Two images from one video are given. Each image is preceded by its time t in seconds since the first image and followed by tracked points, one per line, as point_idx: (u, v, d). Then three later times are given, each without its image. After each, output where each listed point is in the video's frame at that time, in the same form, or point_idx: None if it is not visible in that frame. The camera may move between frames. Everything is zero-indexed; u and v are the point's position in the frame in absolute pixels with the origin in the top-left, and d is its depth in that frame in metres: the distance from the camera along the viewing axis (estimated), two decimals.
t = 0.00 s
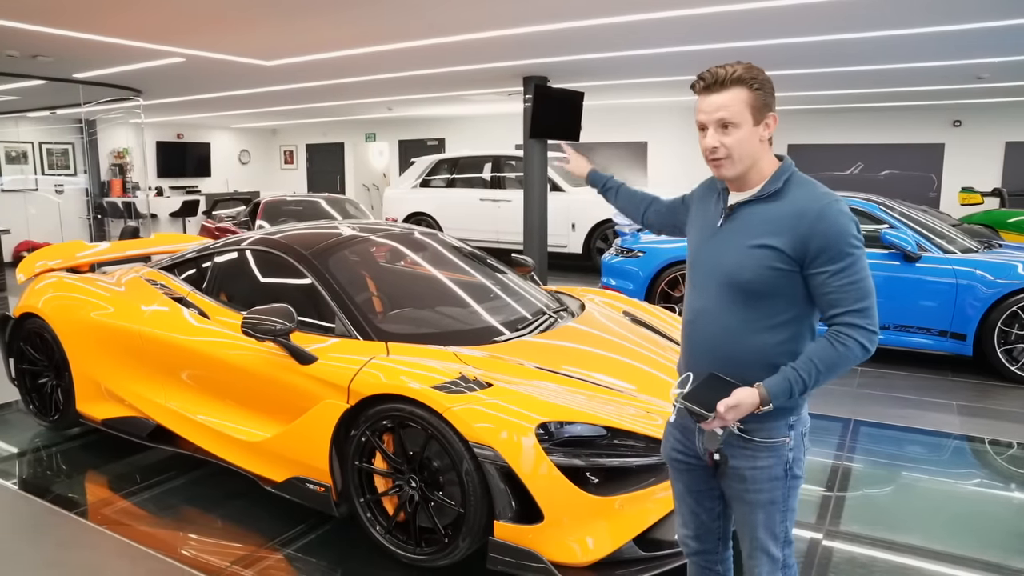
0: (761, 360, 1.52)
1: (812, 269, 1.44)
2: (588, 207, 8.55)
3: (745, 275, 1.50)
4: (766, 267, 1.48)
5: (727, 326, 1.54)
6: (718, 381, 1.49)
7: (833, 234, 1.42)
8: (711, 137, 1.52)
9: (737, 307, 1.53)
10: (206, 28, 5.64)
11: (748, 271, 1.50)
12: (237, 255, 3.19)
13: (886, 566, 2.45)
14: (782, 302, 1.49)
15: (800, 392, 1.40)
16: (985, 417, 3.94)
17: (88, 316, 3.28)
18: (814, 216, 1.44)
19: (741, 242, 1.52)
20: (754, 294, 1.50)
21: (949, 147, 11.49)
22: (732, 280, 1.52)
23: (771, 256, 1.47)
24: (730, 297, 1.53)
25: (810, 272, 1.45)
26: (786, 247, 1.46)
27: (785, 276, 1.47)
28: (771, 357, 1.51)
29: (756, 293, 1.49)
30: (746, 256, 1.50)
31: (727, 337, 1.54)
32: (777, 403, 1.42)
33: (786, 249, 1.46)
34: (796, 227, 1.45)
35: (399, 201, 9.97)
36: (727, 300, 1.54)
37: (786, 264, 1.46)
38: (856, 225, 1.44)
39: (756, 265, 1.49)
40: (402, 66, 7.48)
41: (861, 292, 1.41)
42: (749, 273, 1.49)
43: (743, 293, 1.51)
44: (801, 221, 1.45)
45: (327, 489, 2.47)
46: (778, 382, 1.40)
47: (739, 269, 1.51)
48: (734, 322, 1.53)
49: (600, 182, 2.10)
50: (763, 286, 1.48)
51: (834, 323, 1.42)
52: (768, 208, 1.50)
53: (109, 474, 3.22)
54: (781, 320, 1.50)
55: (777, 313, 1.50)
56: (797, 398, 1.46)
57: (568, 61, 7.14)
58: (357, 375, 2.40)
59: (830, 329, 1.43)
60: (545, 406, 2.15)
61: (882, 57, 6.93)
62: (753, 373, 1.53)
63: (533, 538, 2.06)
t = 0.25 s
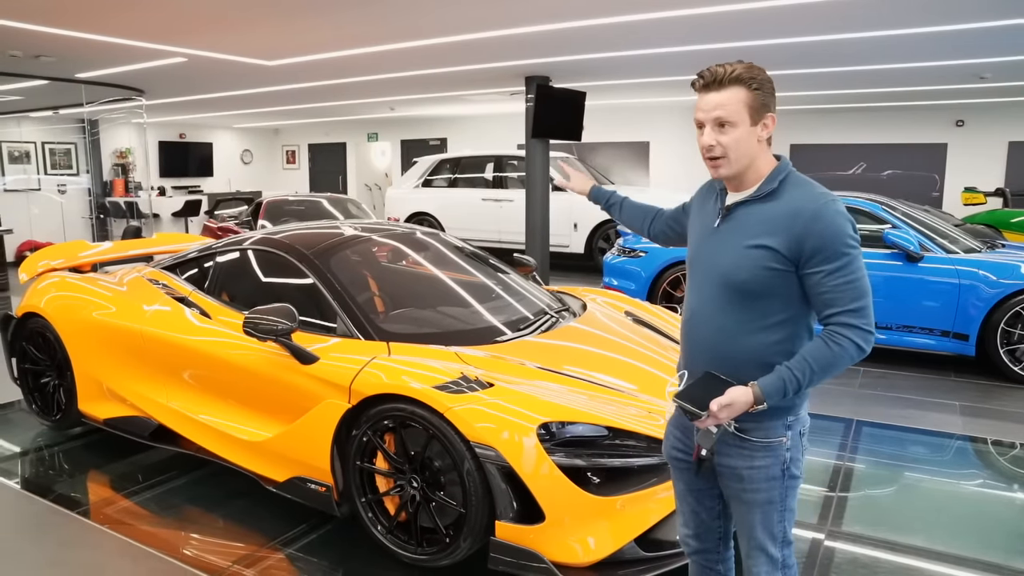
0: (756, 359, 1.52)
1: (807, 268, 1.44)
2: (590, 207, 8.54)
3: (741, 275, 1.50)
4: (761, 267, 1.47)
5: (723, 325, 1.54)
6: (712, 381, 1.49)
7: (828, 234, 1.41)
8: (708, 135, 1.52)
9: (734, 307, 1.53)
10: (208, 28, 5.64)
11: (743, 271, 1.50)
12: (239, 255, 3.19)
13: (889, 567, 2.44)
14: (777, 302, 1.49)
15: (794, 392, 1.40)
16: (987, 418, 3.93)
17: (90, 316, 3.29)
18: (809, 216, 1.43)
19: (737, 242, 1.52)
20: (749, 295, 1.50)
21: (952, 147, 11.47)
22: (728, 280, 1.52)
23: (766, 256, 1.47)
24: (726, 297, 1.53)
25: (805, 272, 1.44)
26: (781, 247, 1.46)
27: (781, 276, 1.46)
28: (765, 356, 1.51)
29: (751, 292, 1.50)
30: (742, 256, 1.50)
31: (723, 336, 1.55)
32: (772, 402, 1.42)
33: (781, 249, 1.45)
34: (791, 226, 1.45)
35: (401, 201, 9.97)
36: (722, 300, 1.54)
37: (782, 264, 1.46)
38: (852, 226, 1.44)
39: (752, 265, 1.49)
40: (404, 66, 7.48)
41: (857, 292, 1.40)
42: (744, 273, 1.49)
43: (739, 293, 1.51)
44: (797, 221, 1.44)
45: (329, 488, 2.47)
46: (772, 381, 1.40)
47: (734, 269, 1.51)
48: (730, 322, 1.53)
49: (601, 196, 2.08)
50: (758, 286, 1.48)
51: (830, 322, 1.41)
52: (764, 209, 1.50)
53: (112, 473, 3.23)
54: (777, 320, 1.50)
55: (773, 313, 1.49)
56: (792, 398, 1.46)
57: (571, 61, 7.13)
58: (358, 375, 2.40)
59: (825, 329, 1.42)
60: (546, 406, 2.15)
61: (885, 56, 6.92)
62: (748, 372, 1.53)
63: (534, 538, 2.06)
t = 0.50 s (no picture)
0: (756, 358, 1.52)
1: (806, 267, 1.43)
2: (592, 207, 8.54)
3: (739, 275, 1.50)
4: (759, 266, 1.47)
5: (722, 325, 1.54)
6: (712, 378, 1.49)
7: (826, 232, 1.41)
8: (705, 133, 1.52)
9: (732, 307, 1.53)
10: (210, 28, 5.65)
11: (742, 270, 1.49)
12: (241, 254, 3.19)
13: (892, 567, 2.43)
14: (776, 301, 1.48)
15: (793, 390, 1.40)
16: (991, 418, 3.91)
17: (93, 315, 3.29)
18: (807, 215, 1.43)
19: (736, 241, 1.52)
20: (747, 294, 1.50)
21: (955, 146, 11.44)
22: (726, 279, 1.52)
23: (764, 255, 1.47)
24: (725, 296, 1.53)
25: (803, 270, 1.44)
26: (779, 246, 1.45)
27: (779, 275, 1.46)
28: (763, 355, 1.51)
29: (750, 292, 1.49)
30: (740, 256, 1.50)
31: (722, 336, 1.54)
32: (771, 401, 1.42)
33: (779, 248, 1.45)
34: (788, 225, 1.45)
35: (403, 200, 9.97)
36: (721, 300, 1.54)
37: (780, 262, 1.46)
38: (850, 224, 1.43)
39: (750, 264, 1.48)
40: (406, 66, 7.48)
41: (856, 290, 1.40)
42: (743, 272, 1.49)
43: (737, 293, 1.51)
44: (795, 220, 1.44)
45: (331, 488, 2.47)
46: (771, 380, 1.40)
47: (733, 268, 1.51)
48: (729, 321, 1.53)
49: (603, 199, 2.10)
50: (756, 285, 1.48)
51: (828, 320, 1.41)
52: (762, 208, 1.50)
53: (114, 473, 3.23)
54: (776, 319, 1.49)
55: (772, 312, 1.49)
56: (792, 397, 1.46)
57: (573, 61, 7.13)
58: (360, 374, 2.39)
59: (823, 327, 1.41)
60: (548, 406, 2.14)
61: (888, 56, 6.91)
62: (748, 371, 1.53)
63: (536, 538, 2.06)
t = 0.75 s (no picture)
0: (755, 357, 1.52)
1: (804, 267, 1.43)
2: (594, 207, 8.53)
3: (738, 275, 1.49)
4: (758, 266, 1.47)
5: (720, 325, 1.54)
6: (710, 378, 1.48)
7: (824, 233, 1.41)
8: (702, 130, 1.52)
9: (731, 307, 1.52)
10: (213, 28, 5.66)
11: (740, 270, 1.49)
12: (243, 254, 3.19)
13: (895, 568, 2.43)
14: (774, 301, 1.48)
15: (791, 390, 1.40)
16: (993, 418, 3.91)
17: (95, 314, 3.29)
18: (806, 215, 1.43)
19: (733, 241, 1.52)
20: (746, 294, 1.49)
21: (958, 146, 11.43)
22: (725, 279, 1.52)
23: (763, 255, 1.47)
24: (724, 296, 1.53)
25: (801, 270, 1.44)
26: (777, 247, 1.45)
27: (778, 275, 1.46)
28: (761, 354, 1.51)
29: (748, 292, 1.49)
30: (739, 256, 1.50)
31: (721, 335, 1.54)
32: (769, 401, 1.42)
33: (778, 248, 1.45)
34: (786, 225, 1.44)
35: (405, 200, 9.98)
36: (719, 300, 1.54)
37: (778, 263, 1.45)
38: (849, 224, 1.43)
39: (749, 264, 1.48)
40: (408, 66, 7.48)
41: (854, 290, 1.40)
42: (741, 272, 1.49)
43: (736, 292, 1.50)
44: (793, 220, 1.44)
45: (333, 488, 2.47)
46: (769, 380, 1.40)
47: (732, 268, 1.50)
48: (727, 321, 1.53)
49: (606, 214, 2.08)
50: (755, 285, 1.48)
51: (826, 321, 1.41)
52: (761, 208, 1.50)
53: (116, 472, 3.24)
54: (774, 319, 1.49)
55: (771, 312, 1.49)
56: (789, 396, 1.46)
57: (575, 61, 7.13)
58: (362, 374, 2.39)
59: (822, 327, 1.41)
60: (550, 406, 2.14)
61: (890, 56, 6.89)
62: (745, 370, 1.53)
63: (538, 538, 2.06)
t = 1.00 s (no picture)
0: (746, 357, 1.52)
1: (795, 267, 1.43)
2: (597, 206, 8.53)
3: (731, 274, 1.50)
4: (750, 266, 1.47)
5: (714, 325, 1.54)
6: (700, 376, 1.49)
7: (815, 234, 1.41)
8: (699, 124, 1.53)
9: (724, 306, 1.53)
10: (216, 28, 5.66)
11: (734, 270, 1.49)
12: (246, 254, 3.20)
13: (897, 569, 2.42)
14: (765, 301, 1.48)
15: (778, 390, 1.40)
16: (995, 419, 3.90)
17: (98, 314, 3.30)
18: (797, 216, 1.43)
19: (728, 241, 1.52)
20: (739, 294, 1.50)
21: (961, 146, 11.41)
22: (719, 278, 1.52)
23: (755, 255, 1.47)
24: (717, 296, 1.53)
25: (792, 270, 1.44)
26: (768, 247, 1.45)
27: (769, 275, 1.46)
28: (752, 354, 1.51)
29: (741, 292, 1.49)
30: (732, 255, 1.50)
31: (714, 335, 1.55)
32: (756, 399, 1.41)
33: (770, 248, 1.45)
34: (778, 225, 1.44)
35: (408, 200, 9.98)
36: (713, 299, 1.54)
37: (770, 262, 1.45)
38: (840, 225, 1.43)
39: (742, 264, 1.48)
40: (411, 66, 7.49)
41: (843, 291, 1.40)
42: (734, 272, 1.49)
43: (729, 292, 1.51)
44: (784, 220, 1.44)
45: (335, 487, 2.47)
46: (755, 378, 1.40)
47: (725, 267, 1.51)
48: (720, 321, 1.53)
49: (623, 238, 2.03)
50: (748, 285, 1.48)
51: (816, 321, 1.41)
52: (754, 208, 1.50)
53: (119, 471, 3.24)
54: (766, 319, 1.49)
55: (763, 312, 1.49)
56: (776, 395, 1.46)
57: (578, 61, 7.12)
58: (364, 374, 2.40)
59: (811, 328, 1.42)
60: (552, 406, 2.14)
61: (893, 56, 6.88)
62: (736, 370, 1.54)
63: (541, 538, 2.06)
